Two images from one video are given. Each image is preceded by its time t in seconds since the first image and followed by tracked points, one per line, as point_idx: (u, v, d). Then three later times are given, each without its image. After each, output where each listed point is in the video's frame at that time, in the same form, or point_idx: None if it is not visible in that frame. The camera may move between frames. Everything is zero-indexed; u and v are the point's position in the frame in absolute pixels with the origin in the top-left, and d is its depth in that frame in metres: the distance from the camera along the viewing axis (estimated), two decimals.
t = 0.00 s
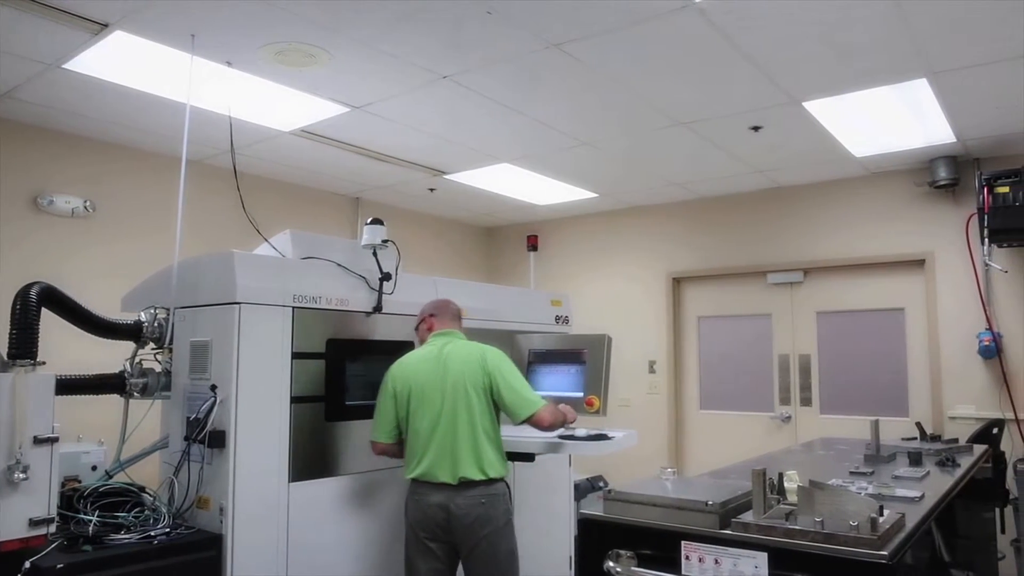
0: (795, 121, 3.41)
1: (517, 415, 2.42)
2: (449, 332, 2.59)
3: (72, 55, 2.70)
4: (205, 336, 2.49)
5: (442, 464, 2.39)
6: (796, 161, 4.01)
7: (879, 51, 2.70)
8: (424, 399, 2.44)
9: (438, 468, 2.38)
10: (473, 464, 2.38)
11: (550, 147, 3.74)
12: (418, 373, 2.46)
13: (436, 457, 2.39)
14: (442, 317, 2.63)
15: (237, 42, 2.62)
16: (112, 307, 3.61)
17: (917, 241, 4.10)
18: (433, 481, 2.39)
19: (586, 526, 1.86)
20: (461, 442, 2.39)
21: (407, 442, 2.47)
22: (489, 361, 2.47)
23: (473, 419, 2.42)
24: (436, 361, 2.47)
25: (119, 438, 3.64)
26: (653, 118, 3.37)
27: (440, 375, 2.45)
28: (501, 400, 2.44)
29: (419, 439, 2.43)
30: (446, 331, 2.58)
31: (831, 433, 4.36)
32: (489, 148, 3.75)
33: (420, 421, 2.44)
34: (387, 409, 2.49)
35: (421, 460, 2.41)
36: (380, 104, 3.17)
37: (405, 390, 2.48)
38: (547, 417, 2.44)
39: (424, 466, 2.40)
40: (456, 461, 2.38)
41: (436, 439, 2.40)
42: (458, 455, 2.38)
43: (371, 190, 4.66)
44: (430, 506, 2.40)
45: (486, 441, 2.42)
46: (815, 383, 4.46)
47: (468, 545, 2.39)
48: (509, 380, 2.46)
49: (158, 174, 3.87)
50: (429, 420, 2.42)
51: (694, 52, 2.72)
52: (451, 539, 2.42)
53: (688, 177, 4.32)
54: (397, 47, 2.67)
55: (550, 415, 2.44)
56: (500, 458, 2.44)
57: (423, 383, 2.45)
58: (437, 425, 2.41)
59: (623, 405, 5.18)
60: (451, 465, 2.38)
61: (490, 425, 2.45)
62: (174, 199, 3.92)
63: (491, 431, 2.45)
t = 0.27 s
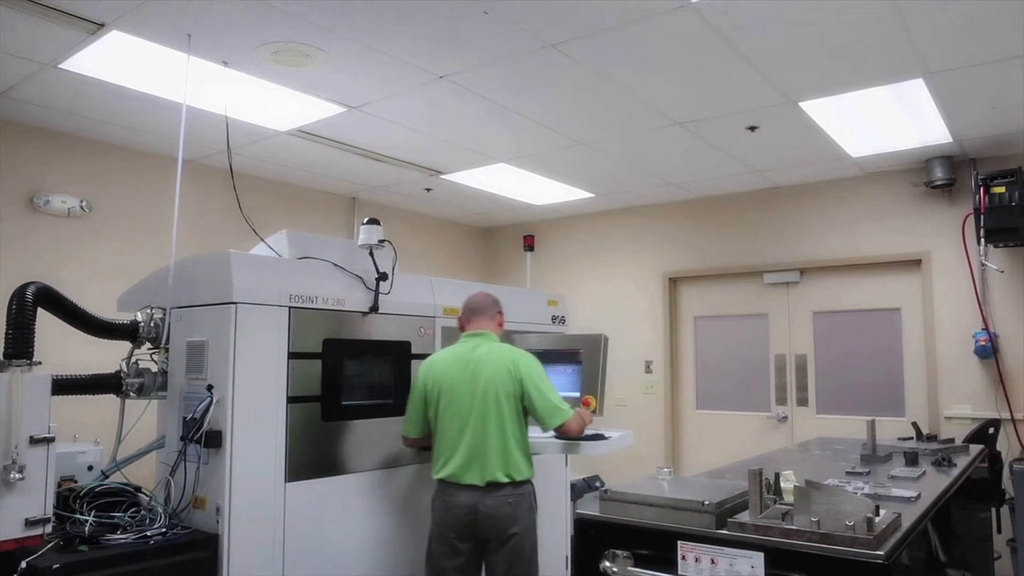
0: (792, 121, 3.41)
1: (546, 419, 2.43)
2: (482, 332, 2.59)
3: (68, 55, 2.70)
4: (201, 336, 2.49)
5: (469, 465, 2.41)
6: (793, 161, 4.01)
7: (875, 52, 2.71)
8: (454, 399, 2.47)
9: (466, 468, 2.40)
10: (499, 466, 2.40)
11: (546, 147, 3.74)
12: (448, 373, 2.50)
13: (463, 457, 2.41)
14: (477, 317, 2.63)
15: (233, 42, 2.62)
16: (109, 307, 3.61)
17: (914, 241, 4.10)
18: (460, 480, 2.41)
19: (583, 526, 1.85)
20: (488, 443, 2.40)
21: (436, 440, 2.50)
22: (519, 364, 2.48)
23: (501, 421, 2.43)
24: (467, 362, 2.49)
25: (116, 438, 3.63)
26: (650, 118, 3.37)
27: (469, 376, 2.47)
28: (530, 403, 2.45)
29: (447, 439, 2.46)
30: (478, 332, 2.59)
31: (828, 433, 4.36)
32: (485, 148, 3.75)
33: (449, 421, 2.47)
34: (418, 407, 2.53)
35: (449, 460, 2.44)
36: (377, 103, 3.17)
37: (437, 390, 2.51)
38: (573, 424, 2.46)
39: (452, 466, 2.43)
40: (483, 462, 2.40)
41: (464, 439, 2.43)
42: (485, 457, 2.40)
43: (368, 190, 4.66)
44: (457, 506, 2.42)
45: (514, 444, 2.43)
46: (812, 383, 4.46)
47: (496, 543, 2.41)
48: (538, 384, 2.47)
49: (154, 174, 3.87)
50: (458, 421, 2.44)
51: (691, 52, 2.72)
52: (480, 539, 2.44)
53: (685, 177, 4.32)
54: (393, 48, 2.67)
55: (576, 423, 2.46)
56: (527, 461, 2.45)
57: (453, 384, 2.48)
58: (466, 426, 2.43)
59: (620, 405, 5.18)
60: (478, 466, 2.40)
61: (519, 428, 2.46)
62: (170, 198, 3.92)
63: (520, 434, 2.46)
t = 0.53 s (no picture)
0: (791, 121, 3.42)
1: (558, 420, 2.43)
2: (502, 332, 2.60)
3: (66, 55, 2.69)
4: (199, 336, 2.49)
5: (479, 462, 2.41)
6: (791, 161, 4.02)
7: (873, 52, 2.71)
8: (467, 396, 2.48)
9: (476, 465, 2.41)
10: (508, 465, 2.39)
11: (544, 147, 3.74)
12: (464, 370, 2.51)
13: (474, 454, 2.42)
14: (499, 317, 2.65)
15: (231, 42, 2.62)
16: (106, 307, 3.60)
17: (911, 241, 4.11)
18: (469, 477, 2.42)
19: (582, 527, 1.85)
20: (498, 442, 2.41)
21: (448, 436, 2.52)
22: (534, 365, 2.48)
23: (513, 420, 2.43)
24: (482, 360, 2.50)
25: (114, 438, 3.63)
26: (648, 118, 3.37)
27: (483, 375, 2.48)
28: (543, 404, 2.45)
29: (459, 435, 2.47)
30: (496, 331, 2.60)
31: (826, 433, 4.37)
32: (483, 148, 3.75)
33: (461, 418, 2.49)
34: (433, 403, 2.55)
35: (460, 456, 2.45)
36: (375, 103, 3.17)
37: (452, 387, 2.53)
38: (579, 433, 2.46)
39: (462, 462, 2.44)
40: (493, 460, 2.40)
41: (476, 436, 2.44)
42: (494, 455, 2.40)
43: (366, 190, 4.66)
44: (468, 503, 2.42)
45: (525, 444, 2.42)
46: (810, 383, 4.47)
47: (502, 542, 2.41)
48: (552, 386, 2.47)
49: (152, 174, 3.86)
50: (469, 417, 2.46)
51: (689, 52, 2.72)
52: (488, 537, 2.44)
53: (683, 177, 4.33)
54: (391, 47, 2.67)
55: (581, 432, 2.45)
56: (537, 462, 2.44)
57: (467, 381, 2.49)
58: (478, 423, 2.44)
59: (618, 405, 5.19)
60: (488, 464, 2.40)
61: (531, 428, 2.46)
62: (168, 198, 3.91)
63: (532, 434, 2.46)
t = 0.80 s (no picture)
0: (789, 122, 3.42)
1: (548, 421, 2.42)
2: (500, 333, 2.61)
3: (65, 54, 2.69)
4: (198, 336, 2.49)
5: (469, 459, 2.43)
6: (790, 162, 4.02)
7: (872, 52, 2.71)
8: (461, 394, 2.50)
9: (465, 461, 2.43)
10: (497, 464, 2.40)
11: (544, 147, 3.74)
12: (460, 368, 2.53)
13: (464, 451, 2.44)
14: (500, 317, 2.67)
15: (230, 42, 2.62)
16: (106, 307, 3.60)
17: (910, 241, 4.11)
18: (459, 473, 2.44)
19: (581, 526, 1.85)
20: (488, 439, 2.42)
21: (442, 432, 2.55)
22: (527, 365, 2.48)
23: (504, 419, 2.43)
24: (478, 359, 2.52)
25: (113, 438, 3.63)
26: (647, 118, 3.38)
27: (477, 373, 2.49)
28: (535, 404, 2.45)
29: (452, 432, 2.50)
30: (496, 331, 2.61)
31: (825, 433, 4.37)
32: (483, 148, 3.75)
33: (455, 415, 2.51)
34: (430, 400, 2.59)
35: (451, 453, 2.48)
36: (374, 103, 3.17)
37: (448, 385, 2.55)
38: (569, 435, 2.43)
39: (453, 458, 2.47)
40: (482, 457, 2.41)
41: (467, 433, 2.46)
42: (483, 452, 2.41)
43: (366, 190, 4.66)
44: (455, 498, 2.45)
45: (516, 444, 2.42)
46: (809, 383, 4.47)
47: (491, 538, 2.40)
48: (544, 387, 2.46)
49: (152, 174, 3.86)
50: (462, 414, 2.48)
51: (687, 52, 2.73)
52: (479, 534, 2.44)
53: (682, 177, 4.33)
54: (390, 47, 2.67)
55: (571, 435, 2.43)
56: (528, 461, 2.44)
57: (461, 379, 2.51)
58: (470, 421, 2.46)
59: (618, 405, 5.19)
60: (477, 461, 2.42)
61: (522, 428, 2.46)
62: (167, 198, 3.92)
63: (523, 434, 2.45)
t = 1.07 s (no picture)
0: (789, 121, 3.42)
1: (525, 421, 2.41)
2: (482, 333, 2.62)
3: (66, 54, 2.69)
4: (198, 336, 2.49)
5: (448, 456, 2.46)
6: (789, 161, 4.02)
7: (872, 52, 2.71)
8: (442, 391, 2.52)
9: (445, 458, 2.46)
10: (474, 461, 2.41)
11: (544, 147, 3.74)
12: (442, 366, 2.55)
13: (443, 448, 2.47)
14: (483, 317, 2.68)
15: (230, 42, 2.62)
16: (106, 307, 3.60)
17: (910, 241, 4.11)
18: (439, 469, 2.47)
19: (580, 526, 1.85)
20: (466, 437, 2.43)
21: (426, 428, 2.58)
22: (506, 365, 2.47)
23: (481, 418, 2.44)
24: (459, 358, 2.53)
25: (112, 438, 3.63)
26: (647, 118, 3.37)
27: (457, 371, 2.51)
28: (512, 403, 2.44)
29: (434, 429, 2.52)
30: (479, 331, 2.62)
31: (825, 433, 4.37)
32: (483, 148, 3.75)
33: (437, 411, 2.53)
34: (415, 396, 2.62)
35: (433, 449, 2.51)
36: (374, 103, 3.17)
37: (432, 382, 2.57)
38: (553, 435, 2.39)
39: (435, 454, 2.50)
40: (460, 454, 2.43)
41: (447, 430, 2.48)
42: (461, 450, 2.43)
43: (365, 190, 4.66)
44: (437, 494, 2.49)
45: (493, 442, 2.43)
46: (809, 383, 4.47)
47: (472, 535, 2.42)
48: (522, 386, 2.45)
49: (151, 174, 3.86)
50: (442, 412, 2.50)
51: (687, 52, 2.73)
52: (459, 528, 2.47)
53: (682, 177, 4.33)
54: (390, 47, 2.67)
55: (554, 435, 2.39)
56: (506, 459, 2.44)
57: (442, 377, 2.53)
58: (449, 418, 2.48)
59: (617, 405, 5.19)
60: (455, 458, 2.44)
61: (501, 426, 2.46)
62: (167, 198, 3.91)
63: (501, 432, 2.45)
